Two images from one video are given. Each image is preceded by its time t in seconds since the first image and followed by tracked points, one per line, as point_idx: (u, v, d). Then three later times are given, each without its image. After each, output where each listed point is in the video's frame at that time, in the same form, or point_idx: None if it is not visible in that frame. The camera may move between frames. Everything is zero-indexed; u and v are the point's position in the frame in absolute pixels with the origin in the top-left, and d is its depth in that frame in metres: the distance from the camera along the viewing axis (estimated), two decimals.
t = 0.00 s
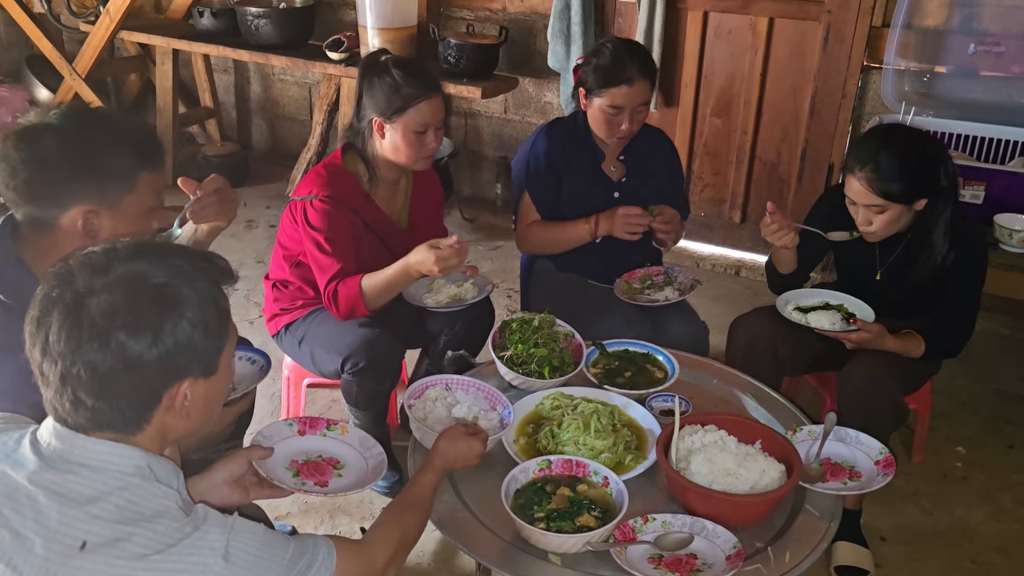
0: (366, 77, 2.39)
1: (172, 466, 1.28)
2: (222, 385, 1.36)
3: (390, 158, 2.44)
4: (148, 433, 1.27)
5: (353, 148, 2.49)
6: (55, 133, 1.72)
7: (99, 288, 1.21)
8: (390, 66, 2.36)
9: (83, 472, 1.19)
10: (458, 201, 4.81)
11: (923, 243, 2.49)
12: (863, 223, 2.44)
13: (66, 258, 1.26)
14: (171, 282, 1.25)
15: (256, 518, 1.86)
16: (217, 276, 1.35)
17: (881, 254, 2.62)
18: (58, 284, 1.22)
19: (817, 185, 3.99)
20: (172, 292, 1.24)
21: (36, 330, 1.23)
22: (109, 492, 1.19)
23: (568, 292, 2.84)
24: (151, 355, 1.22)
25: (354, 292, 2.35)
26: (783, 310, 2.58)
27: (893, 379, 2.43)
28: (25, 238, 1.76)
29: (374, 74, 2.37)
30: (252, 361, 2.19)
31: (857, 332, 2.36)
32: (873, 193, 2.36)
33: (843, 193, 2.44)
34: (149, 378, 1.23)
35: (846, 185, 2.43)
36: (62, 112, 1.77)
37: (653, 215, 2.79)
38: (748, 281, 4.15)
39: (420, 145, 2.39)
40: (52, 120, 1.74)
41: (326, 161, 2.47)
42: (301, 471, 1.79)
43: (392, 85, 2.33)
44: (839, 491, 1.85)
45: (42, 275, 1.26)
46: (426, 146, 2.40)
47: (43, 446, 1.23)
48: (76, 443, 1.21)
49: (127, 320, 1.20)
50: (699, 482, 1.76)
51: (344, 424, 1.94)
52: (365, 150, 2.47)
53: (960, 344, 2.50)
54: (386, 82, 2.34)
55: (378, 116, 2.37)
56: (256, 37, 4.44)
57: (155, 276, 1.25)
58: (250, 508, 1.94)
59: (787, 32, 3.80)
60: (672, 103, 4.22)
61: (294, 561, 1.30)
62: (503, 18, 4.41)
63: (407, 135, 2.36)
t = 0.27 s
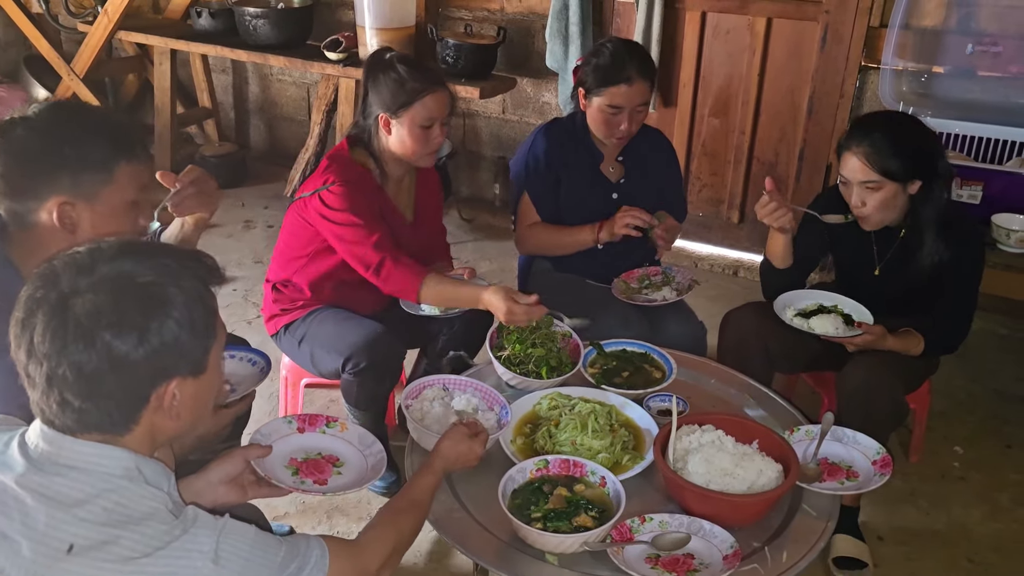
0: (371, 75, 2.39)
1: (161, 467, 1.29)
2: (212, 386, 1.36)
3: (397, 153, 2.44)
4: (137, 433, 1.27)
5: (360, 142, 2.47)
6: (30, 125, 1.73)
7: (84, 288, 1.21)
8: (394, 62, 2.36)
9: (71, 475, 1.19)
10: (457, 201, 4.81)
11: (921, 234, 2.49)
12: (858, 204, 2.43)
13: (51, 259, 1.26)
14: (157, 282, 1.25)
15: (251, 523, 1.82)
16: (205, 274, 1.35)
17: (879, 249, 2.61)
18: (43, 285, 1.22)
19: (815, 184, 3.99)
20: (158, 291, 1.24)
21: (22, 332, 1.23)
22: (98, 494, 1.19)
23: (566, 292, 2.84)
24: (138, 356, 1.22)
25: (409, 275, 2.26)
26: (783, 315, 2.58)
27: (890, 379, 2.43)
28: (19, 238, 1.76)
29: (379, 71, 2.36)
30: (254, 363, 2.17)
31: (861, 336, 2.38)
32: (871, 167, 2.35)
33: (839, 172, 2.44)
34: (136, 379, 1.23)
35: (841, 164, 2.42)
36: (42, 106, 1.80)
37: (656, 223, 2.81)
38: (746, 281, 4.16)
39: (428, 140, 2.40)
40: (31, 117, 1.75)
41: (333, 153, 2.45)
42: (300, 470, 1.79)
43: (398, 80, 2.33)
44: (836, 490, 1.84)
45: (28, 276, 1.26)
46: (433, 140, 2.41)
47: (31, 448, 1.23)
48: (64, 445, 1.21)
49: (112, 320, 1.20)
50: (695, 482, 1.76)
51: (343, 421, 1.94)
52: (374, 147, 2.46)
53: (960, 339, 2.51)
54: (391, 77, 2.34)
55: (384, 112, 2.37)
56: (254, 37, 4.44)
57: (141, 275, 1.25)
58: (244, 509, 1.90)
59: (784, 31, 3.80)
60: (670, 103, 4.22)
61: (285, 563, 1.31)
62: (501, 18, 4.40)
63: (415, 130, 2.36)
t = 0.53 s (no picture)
0: (382, 77, 2.39)
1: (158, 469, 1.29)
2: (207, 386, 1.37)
3: (409, 155, 2.45)
4: (134, 434, 1.28)
5: (370, 139, 2.46)
6: (13, 127, 1.72)
7: (77, 290, 1.21)
8: (406, 64, 2.36)
9: (67, 476, 1.20)
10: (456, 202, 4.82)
11: (902, 226, 2.51)
12: (838, 196, 2.44)
13: (44, 262, 1.25)
14: (150, 283, 1.25)
15: (247, 525, 1.82)
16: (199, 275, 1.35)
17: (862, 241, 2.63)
18: (36, 288, 1.22)
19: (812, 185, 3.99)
20: (151, 292, 1.24)
21: (16, 335, 1.23)
22: (94, 496, 1.19)
23: (564, 292, 2.85)
24: (132, 357, 1.22)
25: (444, 273, 2.25)
26: (782, 324, 2.54)
27: (886, 379, 2.43)
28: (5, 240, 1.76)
29: (391, 73, 2.37)
30: (261, 370, 2.17)
31: (859, 341, 2.41)
32: (851, 157, 2.37)
33: (820, 166, 2.45)
34: (131, 381, 1.23)
35: (822, 157, 2.44)
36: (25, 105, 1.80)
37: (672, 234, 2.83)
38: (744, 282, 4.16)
39: (439, 142, 2.41)
40: (13, 117, 1.74)
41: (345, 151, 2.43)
42: (299, 470, 1.79)
43: (409, 81, 2.33)
44: (832, 491, 1.85)
45: (21, 279, 1.26)
46: (445, 142, 2.42)
47: (28, 451, 1.24)
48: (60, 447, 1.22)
49: (105, 322, 1.20)
50: (693, 483, 1.77)
51: (343, 422, 1.94)
52: (387, 146, 2.46)
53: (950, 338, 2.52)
54: (403, 79, 2.34)
55: (396, 114, 2.37)
56: (252, 38, 4.44)
57: (134, 276, 1.25)
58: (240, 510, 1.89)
59: (782, 32, 3.80)
60: (668, 104, 4.22)
61: (282, 563, 1.31)
62: (500, 19, 4.41)
63: (426, 132, 2.37)
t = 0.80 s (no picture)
0: (388, 81, 2.39)
1: (157, 470, 1.29)
2: (205, 384, 1.37)
3: (414, 159, 2.45)
4: (132, 433, 1.28)
5: (376, 142, 2.48)
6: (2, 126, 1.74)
7: (72, 290, 1.21)
8: (412, 68, 2.37)
9: (65, 477, 1.20)
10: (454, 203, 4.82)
11: (890, 225, 2.49)
12: (829, 194, 2.44)
13: (37, 262, 1.25)
14: (144, 281, 1.25)
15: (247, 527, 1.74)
16: (194, 272, 1.35)
17: (853, 241, 2.65)
18: (30, 289, 1.22)
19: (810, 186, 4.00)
20: (146, 290, 1.24)
21: (11, 336, 1.23)
22: (93, 496, 1.20)
23: (564, 292, 2.86)
24: (127, 357, 1.22)
25: (455, 276, 2.24)
26: (770, 326, 2.52)
27: (884, 379, 2.44)
28: None
29: (397, 76, 2.37)
30: (267, 376, 2.14)
31: (848, 338, 2.40)
32: (842, 156, 2.36)
33: (811, 164, 2.45)
34: (127, 380, 1.23)
35: (813, 155, 2.44)
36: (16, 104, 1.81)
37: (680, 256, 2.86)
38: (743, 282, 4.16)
39: (443, 146, 2.41)
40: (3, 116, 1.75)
41: (351, 152, 2.43)
42: (298, 458, 1.79)
43: (415, 84, 2.33)
44: (831, 491, 1.85)
45: (15, 280, 1.25)
46: (449, 146, 2.42)
47: (26, 451, 1.24)
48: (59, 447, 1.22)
49: (99, 322, 1.20)
50: (692, 483, 1.77)
51: (336, 410, 1.95)
52: (390, 148, 2.46)
53: (938, 340, 2.52)
54: (409, 82, 2.34)
55: (401, 118, 2.37)
56: (251, 39, 4.44)
57: (129, 275, 1.24)
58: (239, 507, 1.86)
59: (780, 33, 3.80)
60: (666, 104, 4.23)
61: (281, 566, 1.31)
62: (498, 20, 4.41)
63: (431, 136, 2.37)
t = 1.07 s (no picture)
0: (378, 83, 2.40)
1: (143, 473, 1.30)
2: (189, 380, 1.35)
3: (411, 159, 2.45)
4: (116, 435, 1.27)
5: (372, 142, 2.47)
6: None
7: (41, 293, 1.20)
8: (403, 68, 2.36)
9: (48, 482, 1.21)
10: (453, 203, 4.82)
11: (889, 226, 2.50)
12: (822, 194, 2.45)
13: (7, 267, 1.24)
14: (115, 278, 1.23)
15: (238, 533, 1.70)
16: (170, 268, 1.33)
17: (851, 241, 2.65)
18: None
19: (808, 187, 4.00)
20: (118, 288, 1.23)
21: None
22: (75, 501, 1.21)
23: (563, 293, 2.86)
24: (102, 356, 1.20)
25: (453, 278, 2.27)
26: (767, 331, 2.51)
27: (882, 378, 2.44)
28: None
29: (387, 78, 2.37)
30: (267, 377, 2.13)
31: (847, 339, 2.40)
32: (836, 157, 2.37)
33: (806, 164, 2.46)
34: (104, 381, 1.22)
35: (809, 155, 2.44)
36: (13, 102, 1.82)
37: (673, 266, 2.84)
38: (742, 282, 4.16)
39: (440, 144, 2.41)
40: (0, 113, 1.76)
41: (350, 153, 2.42)
42: (303, 452, 1.78)
43: (407, 85, 2.33)
44: (830, 490, 1.85)
45: None
46: (446, 145, 2.42)
47: (10, 456, 1.24)
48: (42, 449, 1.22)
49: (70, 324, 1.19)
50: (690, 482, 1.76)
51: (341, 403, 1.95)
52: (386, 147, 2.46)
53: (937, 338, 2.51)
54: (399, 84, 2.34)
55: (395, 119, 2.37)
56: (249, 40, 4.43)
57: (100, 273, 1.23)
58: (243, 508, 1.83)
59: (777, 33, 3.81)
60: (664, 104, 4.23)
61: (272, 574, 1.31)
62: (496, 20, 4.41)
63: (426, 135, 2.37)
